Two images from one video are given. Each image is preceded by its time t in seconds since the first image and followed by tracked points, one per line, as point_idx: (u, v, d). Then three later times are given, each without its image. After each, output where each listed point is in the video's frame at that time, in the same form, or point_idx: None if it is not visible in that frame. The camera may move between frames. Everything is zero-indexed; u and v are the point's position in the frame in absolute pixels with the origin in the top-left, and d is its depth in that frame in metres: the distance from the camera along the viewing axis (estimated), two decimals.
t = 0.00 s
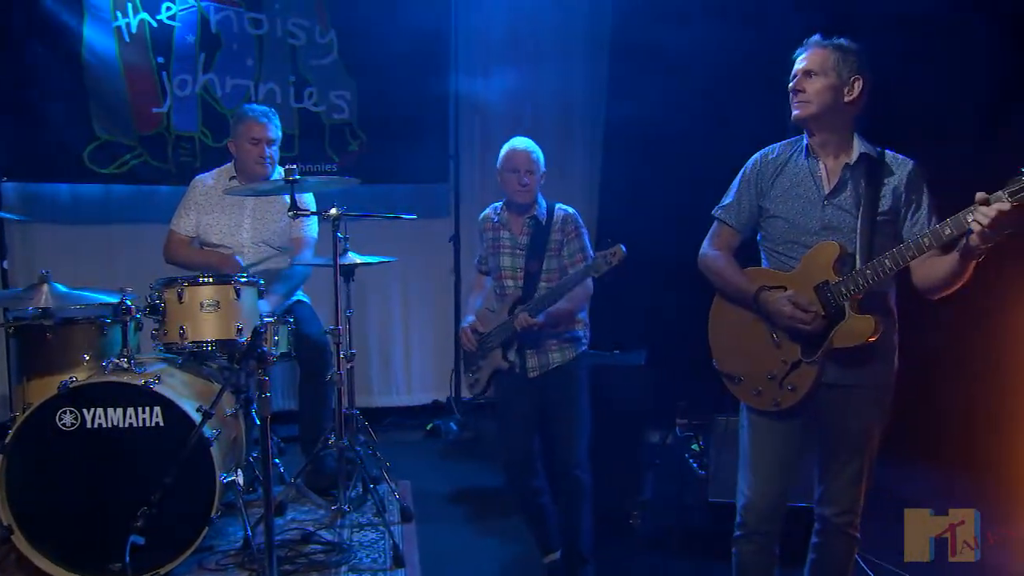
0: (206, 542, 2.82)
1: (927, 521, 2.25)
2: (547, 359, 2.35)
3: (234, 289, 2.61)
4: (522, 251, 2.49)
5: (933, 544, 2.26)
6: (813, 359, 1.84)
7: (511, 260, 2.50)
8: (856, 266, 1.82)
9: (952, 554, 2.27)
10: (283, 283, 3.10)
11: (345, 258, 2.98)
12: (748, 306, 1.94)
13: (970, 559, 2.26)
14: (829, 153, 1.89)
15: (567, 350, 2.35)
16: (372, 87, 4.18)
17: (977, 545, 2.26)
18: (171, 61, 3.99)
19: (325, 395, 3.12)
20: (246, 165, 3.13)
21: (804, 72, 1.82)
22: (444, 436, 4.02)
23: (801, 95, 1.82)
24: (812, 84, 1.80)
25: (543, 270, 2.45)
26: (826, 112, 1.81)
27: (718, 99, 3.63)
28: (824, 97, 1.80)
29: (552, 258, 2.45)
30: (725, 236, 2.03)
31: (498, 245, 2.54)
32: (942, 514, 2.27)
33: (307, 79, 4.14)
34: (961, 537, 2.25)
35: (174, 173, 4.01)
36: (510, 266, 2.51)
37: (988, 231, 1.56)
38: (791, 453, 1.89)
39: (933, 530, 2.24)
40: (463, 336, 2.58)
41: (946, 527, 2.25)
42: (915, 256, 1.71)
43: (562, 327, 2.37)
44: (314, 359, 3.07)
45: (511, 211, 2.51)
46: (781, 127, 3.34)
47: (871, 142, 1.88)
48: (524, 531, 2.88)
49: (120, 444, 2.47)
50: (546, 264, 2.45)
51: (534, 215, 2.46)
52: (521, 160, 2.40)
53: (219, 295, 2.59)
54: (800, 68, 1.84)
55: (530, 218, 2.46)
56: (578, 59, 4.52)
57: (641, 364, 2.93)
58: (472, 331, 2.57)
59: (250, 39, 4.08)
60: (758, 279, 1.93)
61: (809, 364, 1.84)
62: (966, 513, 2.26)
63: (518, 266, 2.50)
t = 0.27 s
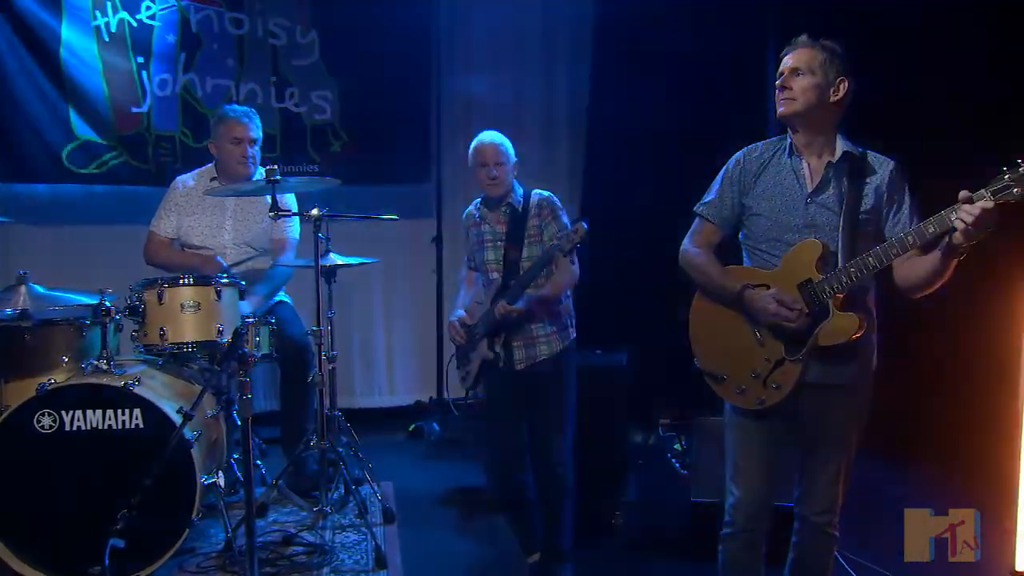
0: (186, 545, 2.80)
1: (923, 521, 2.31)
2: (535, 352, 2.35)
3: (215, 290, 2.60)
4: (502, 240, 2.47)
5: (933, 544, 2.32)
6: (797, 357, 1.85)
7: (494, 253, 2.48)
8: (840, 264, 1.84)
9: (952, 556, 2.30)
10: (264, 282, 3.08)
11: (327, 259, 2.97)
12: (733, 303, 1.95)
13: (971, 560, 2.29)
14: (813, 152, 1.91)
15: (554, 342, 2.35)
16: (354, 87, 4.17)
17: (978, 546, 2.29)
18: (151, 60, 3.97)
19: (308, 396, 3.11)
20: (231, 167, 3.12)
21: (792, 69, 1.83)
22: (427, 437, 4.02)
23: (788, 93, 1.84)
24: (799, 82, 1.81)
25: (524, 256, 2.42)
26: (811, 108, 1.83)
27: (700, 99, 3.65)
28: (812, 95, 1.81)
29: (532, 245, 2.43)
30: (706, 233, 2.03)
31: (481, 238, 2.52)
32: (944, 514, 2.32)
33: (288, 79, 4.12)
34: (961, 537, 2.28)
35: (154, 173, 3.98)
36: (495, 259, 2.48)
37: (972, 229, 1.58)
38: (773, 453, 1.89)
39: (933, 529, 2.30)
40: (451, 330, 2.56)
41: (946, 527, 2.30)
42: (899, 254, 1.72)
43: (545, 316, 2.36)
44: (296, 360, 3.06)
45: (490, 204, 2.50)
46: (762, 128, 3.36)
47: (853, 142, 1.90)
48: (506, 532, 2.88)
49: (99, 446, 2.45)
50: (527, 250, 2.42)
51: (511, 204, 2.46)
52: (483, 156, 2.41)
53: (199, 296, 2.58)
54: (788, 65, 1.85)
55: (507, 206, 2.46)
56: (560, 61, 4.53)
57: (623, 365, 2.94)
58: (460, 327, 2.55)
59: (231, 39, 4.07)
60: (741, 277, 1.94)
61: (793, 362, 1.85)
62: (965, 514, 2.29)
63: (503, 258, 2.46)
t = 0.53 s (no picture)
0: (176, 547, 2.79)
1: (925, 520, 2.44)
2: (519, 359, 2.35)
3: (204, 292, 2.59)
4: (497, 245, 2.47)
5: (934, 544, 2.44)
6: (790, 358, 1.86)
7: (488, 256, 2.48)
8: (831, 265, 1.85)
9: (953, 553, 2.43)
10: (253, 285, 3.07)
11: (315, 260, 2.95)
12: (726, 306, 1.95)
13: (970, 558, 2.40)
14: (804, 155, 1.92)
15: (538, 351, 2.35)
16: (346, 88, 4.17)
17: (977, 545, 2.39)
18: (139, 60, 3.96)
19: (297, 397, 3.10)
20: (224, 171, 3.13)
21: (786, 75, 1.82)
22: (416, 439, 4.02)
23: (784, 99, 1.83)
24: (796, 88, 1.81)
25: (517, 265, 2.43)
26: (808, 114, 1.83)
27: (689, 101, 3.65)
28: (809, 102, 1.82)
29: (526, 254, 2.43)
30: (695, 237, 2.03)
31: (474, 240, 2.52)
32: (945, 514, 2.42)
33: (277, 79, 4.12)
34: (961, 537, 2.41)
35: (142, 174, 3.97)
36: (487, 263, 2.48)
37: (966, 233, 1.61)
38: (764, 453, 1.89)
39: (934, 530, 2.42)
40: (444, 328, 2.56)
41: (947, 527, 2.41)
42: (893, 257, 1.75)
43: (535, 326, 2.35)
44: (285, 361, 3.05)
45: (489, 206, 2.49)
46: (752, 129, 3.36)
47: (842, 145, 1.91)
48: (496, 533, 2.88)
49: (87, 448, 2.44)
50: (520, 258, 2.43)
51: (506, 210, 2.46)
52: (489, 159, 2.41)
53: (188, 297, 2.57)
54: (781, 69, 1.84)
55: (503, 212, 2.46)
56: (550, 61, 4.53)
57: (613, 366, 2.93)
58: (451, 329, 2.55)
59: (219, 39, 4.06)
60: (733, 279, 1.94)
61: (786, 363, 1.86)
62: (966, 515, 2.39)
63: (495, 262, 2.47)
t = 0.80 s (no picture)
0: (173, 548, 2.78)
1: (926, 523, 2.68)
2: (518, 369, 2.36)
3: (200, 292, 2.59)
4: (498, 258, 2.42)
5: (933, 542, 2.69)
6: (790, 361, 1.91)
7: (487, 267, 2.43)
8: (831, 271, 1.91)
9: (954, 555, 2.68)
10: (251, 284, 3.07)
11: (313, 260, 2.96)
12: (723, 310, 1.99)
13: (970, 557, 2.65)
14: (804, 158, 1.91)
15: (536, 367, 2.35)
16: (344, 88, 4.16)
17: (977, 545, 2.65)
18: (136, 60, 3.94)
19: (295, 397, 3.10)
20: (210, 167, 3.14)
21: (788, 78, 1.81)
22: (414, 438, 4.03)
23: (785, 102, 1.84)
24: (798, 91, 1.81)
25: (517, 279, 2.41)
26: (807, 115, 1.85)
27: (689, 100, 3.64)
28: (809, 103, 1.83)
29: (527, 268, 2.41)
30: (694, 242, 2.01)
31: (474, 249, 2.46)
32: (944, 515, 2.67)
33: (275, 79, 4.10)
34: (961, 536, 2.67)
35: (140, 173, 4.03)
36: (485, 273, 2.44)
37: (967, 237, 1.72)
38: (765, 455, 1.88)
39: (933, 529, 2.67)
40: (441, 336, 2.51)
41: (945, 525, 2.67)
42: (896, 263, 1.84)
43: (535, 343, 2.35)
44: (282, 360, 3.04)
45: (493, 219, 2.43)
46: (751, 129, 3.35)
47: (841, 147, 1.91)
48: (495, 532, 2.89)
49: (83, 448, 2.44)
50: (521, 271, 2.40)
51: (510, 225, 2.42)
52: (499, 168, 2.39)
53: (185, 297, 2.56)
54: (781, 72, 1.82)
55: (506, 226, 2.43)
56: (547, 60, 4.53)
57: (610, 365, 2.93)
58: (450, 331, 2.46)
59: (216, 40, 4.05)
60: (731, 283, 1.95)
61: (786, 365, 1.91)
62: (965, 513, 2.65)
63: (495, 273, 2.43)
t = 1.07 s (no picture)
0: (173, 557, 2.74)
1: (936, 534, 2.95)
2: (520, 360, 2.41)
3: (202, 293, 2.59)
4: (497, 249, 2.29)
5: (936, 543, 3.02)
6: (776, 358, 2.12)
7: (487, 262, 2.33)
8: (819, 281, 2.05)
9: (952, 553, 3.01)
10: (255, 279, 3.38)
11: (315, 259, 3.06)
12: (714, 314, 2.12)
13: (969, 556, 3.01)
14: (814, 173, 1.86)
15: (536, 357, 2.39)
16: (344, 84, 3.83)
17: (974, 545, 3.01)
18: (138, 62, 3.62)
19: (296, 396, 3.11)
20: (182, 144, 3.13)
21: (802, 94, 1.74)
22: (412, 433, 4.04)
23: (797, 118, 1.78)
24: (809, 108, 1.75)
25: (519, 266, 2.44)
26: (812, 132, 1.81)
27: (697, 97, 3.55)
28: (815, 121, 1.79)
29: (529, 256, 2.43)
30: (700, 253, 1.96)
31: (476, 245, 2.31)
32: (946, 516, 3.01)
33: (276, 83, 3.73)
34: (961, 537, 3.01)
35: (139, 172, 3.66)
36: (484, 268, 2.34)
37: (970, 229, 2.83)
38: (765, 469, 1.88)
39: (936, 529, 3.01)
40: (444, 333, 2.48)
41: (948, 527, 3.00)
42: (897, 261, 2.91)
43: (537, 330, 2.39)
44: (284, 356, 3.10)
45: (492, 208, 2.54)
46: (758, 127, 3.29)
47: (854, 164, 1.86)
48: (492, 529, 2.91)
49: (85, 447, 2.56)
50: (523, 260, 2.43)
51: (510, 209, 2.42)
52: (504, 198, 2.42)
53: (186, 299, 2.57)
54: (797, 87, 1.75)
55: (506, 218, 2.43)
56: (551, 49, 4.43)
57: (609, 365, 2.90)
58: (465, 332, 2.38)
59: (217, 40, 3.68)
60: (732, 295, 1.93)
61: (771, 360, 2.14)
62: (967, 516, 3.00)
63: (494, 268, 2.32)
